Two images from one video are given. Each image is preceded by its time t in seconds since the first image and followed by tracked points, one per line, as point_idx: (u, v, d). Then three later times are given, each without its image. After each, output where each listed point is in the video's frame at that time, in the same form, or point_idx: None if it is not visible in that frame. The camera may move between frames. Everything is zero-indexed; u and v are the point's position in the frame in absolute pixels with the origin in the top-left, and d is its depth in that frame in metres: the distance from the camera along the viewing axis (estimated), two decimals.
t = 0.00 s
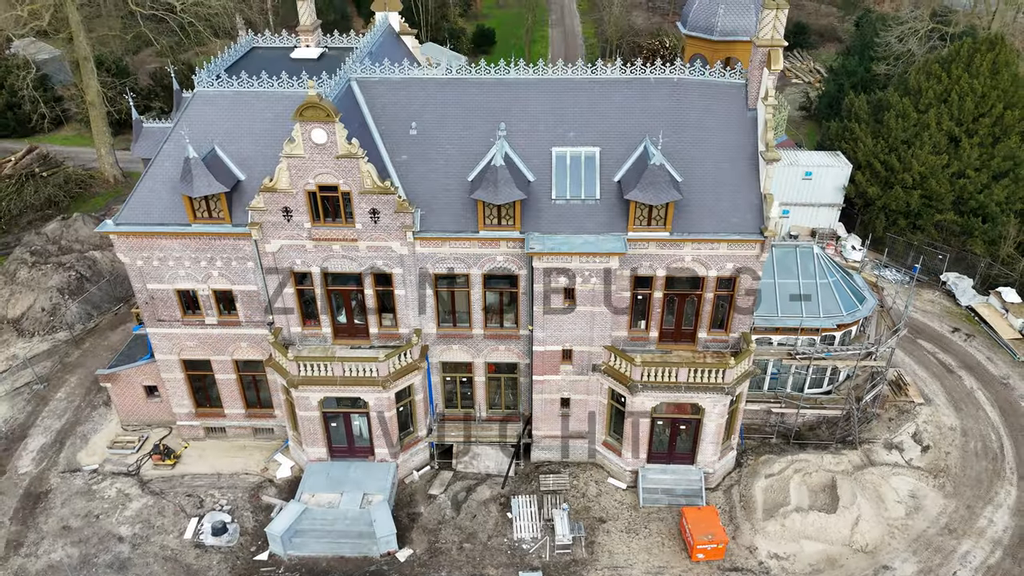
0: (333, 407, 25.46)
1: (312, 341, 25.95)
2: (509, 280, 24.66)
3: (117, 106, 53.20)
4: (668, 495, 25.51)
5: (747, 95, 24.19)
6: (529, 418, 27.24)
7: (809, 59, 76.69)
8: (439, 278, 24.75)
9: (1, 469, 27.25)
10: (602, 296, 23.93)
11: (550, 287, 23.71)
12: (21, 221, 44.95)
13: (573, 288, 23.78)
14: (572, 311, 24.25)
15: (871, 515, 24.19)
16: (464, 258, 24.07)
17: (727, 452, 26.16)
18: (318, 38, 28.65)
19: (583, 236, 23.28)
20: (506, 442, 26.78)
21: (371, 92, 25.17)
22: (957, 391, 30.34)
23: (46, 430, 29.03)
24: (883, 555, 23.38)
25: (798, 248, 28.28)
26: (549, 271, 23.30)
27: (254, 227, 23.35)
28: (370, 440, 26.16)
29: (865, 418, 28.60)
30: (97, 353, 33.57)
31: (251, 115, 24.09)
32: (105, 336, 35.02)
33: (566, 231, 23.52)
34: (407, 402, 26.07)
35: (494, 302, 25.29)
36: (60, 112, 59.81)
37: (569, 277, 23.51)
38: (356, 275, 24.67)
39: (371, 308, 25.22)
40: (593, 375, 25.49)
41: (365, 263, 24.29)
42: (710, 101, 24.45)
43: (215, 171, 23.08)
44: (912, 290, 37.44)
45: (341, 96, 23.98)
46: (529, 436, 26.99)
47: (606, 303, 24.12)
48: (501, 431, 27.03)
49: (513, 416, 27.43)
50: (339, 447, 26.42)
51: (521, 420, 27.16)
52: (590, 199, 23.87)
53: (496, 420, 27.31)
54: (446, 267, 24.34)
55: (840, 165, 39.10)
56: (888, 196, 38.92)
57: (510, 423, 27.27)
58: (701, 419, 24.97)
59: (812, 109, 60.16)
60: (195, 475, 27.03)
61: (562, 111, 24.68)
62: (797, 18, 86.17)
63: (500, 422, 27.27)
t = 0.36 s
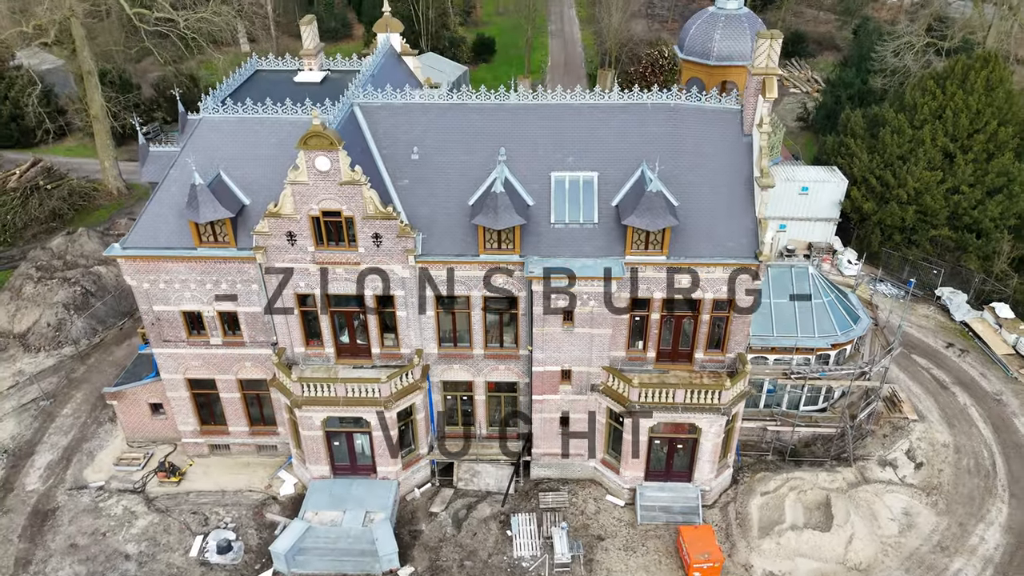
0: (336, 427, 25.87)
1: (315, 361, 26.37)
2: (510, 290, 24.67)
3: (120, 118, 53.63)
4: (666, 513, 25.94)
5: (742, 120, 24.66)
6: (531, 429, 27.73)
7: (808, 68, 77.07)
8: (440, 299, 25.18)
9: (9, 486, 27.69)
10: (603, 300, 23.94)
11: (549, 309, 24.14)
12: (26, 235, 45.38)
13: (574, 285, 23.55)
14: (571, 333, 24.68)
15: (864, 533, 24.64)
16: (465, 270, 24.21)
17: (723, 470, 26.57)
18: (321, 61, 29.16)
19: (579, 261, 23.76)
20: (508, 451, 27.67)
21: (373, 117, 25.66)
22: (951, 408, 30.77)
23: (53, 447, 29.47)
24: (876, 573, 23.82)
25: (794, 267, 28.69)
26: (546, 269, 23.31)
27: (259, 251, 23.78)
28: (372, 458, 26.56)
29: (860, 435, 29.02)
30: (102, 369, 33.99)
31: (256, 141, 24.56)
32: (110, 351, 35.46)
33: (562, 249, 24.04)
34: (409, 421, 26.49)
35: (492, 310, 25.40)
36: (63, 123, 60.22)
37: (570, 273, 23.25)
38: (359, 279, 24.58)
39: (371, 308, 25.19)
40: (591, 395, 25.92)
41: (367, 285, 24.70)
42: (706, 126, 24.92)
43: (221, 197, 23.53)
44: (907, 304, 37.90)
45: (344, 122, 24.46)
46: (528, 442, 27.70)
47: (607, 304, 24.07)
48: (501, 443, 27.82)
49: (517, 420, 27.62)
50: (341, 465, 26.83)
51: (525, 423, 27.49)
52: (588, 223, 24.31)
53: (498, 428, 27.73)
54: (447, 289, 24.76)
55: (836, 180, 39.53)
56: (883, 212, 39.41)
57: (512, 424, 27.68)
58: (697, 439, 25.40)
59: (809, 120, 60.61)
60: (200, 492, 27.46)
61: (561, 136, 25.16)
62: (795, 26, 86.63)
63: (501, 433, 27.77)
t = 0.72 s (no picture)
0: (339, 446, 26.31)
1: (318, 381, 26.79)
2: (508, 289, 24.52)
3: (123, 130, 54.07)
4: (664, 531, 26.37)
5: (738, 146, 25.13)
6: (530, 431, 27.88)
7: (806, 77, 77.56)
8: (442, 321, 25.61)
9: (17, 503, 28.14)
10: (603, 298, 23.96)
11: (549, 332, 24.57)
12: (31, 248, 45.83)
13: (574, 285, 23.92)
14: (570, 354, 25.10)
15: (859, 551, 25.12)
16: (466, 271, 24.58)
17: (720, 488, 27.00)
18: (324, 84, 29.68)
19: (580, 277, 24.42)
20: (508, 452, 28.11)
21: (376, 142, 26.13)
22: (945, 424, 31.20)
23: (59, 464, 29.88)
24: None
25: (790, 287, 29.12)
26: (548, 268, 24.39)
27: (263, 274, 24.21)
28: (375, 476, 26.97)
29: (855, 452, 29.44)
30: (107, 385, 34.43)
31: (261, 166, 25.02)
32: (115, 367, 35.89)
33: (563, 252, 24.73)
34: (411, 440, 26.91)
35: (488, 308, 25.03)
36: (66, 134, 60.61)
37: (569, 273, 24.30)
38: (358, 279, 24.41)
39: (370, 308, 25.03)
40: (591, 415, 26.35)
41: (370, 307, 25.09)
42: (703, 152, 25.37)
43: (227, 222, 23.97)
44: (902, 319, 38.31)
45: (347, 148, 24.97)
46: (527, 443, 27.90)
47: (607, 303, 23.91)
48: (501, 446, 28.16)
49: (517, 421, 27.72)
50: (344, 483, 27.23)
51: (525, 423, 27.53)
52: (587, 247, 24.75)
53: (497, 428, 27.89)
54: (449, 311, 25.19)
55: (833, 196, 39.95)
56: (879, 227, 39.88)
57: (511, 422, 27.79)
58: (695, 458, 25.81)
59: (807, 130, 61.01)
60: (205, 509, 27.88)
61: (560, 161, 25.62)
62: (794, 35, 87.11)
63: (501, 436, 27.98)
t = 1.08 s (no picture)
0: (342, 466, 26.77)
1: (322, 401, 27.25)
2: (508, 290, 24.57)
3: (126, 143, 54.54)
4: (661, 549, 26.77)
5: (735, 172, 25.64)
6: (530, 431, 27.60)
7: (804, 87, 78.04)
8: (443, 343, 26.05)
9: (26, 520, 28.62)
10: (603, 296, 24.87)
11: (548, 355, 25.04)
12: (37, 261, 46.32)
13: (573, 285, 24.81)
14: (570, 376, 25.55)
15: (853, 569, 25.61)
16: (465, 270, 25.27)
17: (717, 506, 27.45)
18: (327, 107, 30.21)
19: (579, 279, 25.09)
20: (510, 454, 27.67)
21: (379, 167, 26.63)
22: (938, 441, 31.66)
23: (67, 481, 30.35)
24: None
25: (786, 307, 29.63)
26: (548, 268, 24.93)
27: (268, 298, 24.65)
28: (377, 495, 27.43)
29: (850, 469, 29.87)
30: (113, 400, 34.88)
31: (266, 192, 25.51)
32: (121, 382, 36.33)
33: (564, 253, 25.36)
34: (413, 460, 27.31)
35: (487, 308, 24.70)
36: (69, 146, 61.06)
37: (570, 273, 24.82)
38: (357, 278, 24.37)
39: (371, 309, 24.88)
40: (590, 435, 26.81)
41: (373, 330, 25.59)
42: (700, 177, 25.86)
43: (232, 248, 24.42)
44: (898, 333, 38.80)
45: (351, 173, 25.47)
46: (527, 443, 27.56)
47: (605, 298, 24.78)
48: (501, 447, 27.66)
49: (516, 420, 27.44)
50: (347, 501, 27.70)
51: (524, 421, 27.16)
52: (586, 271, 25.23)
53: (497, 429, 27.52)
54: (450, 333, 25.65)
55: (829, 211, 40.34)
56: (875, 243, 40.35)
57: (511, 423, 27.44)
58: (692, 477, 26.26)
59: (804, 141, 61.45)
60: (210, 527, 28.34)
61: (560, 186, 26.11)
62: (792, 44, 87.62)
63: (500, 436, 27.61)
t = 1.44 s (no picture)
0: (344, 484, 27.24)
1: (325, 420, 27.67)
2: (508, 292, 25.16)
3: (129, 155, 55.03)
4: (659, 566, 27.10)
5: (730, 197, 26.16)
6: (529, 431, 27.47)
7: (803, 96, 78.57)
8: (444, 364, 26.47)
9: (34, 537, 29.12)
10: (603, 297, 25.54)
11: (547, 377, 25.53)
12: (41, 275, 46.82)
13: (574, 285, 25.57)
14: (569, 398, 25.99)
15: None
16: (465, 270, 26.05)
17: (714, 524, 27.87)
18: (330, 129, 30.76)
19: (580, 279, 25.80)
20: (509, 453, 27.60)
21: (381, 191, 27.12)
22: (932, 457, 32.11)
23: (73, 497, 30.83)
24: None
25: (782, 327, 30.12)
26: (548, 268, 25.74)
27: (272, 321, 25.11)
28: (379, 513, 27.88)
29: (845, 486, 30.31)
30: (119, 416, 35.33)
31: (271, 217, 26.03)
32: (125, 397, 36.79)
33: (564, 255, 26.11)
34: (414, 478, 27.75)
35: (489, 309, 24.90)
36: (73, 157, 61.55)
37: (571, 274, 25.54)
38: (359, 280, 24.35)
39: (371, 307, 24.88)
40: (588, 454, 27.25)
41: (375, 351, 26.05)
42: (696, 201, 26.37)
43: (237, 272, 24.91)
44: (893, 349, 39.25)
45: (354, 198, 25.96)
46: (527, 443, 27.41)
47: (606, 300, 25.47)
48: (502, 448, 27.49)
49: (516, 420, 27.22)
50: (350, 519, 28.15)
51: (525, 421, 26.96)
52: (584, 294, 25.70)
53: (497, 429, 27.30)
54: (451, 355, 26.09)
55: (825, 227, 40.86)
56: (871, 258, 40.87)
57: (511, 423, 27.26)
58: (689, 496, 26.73)
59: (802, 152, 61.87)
60: (214, 544, 28.81)
61: (559, 210, 26.60)
62: (790, 52, 88.11)
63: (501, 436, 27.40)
